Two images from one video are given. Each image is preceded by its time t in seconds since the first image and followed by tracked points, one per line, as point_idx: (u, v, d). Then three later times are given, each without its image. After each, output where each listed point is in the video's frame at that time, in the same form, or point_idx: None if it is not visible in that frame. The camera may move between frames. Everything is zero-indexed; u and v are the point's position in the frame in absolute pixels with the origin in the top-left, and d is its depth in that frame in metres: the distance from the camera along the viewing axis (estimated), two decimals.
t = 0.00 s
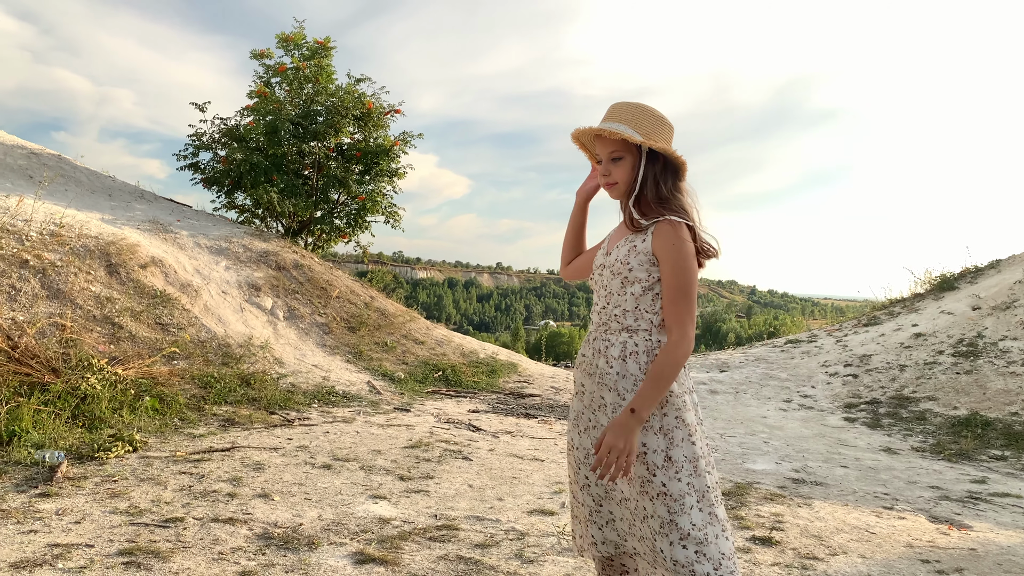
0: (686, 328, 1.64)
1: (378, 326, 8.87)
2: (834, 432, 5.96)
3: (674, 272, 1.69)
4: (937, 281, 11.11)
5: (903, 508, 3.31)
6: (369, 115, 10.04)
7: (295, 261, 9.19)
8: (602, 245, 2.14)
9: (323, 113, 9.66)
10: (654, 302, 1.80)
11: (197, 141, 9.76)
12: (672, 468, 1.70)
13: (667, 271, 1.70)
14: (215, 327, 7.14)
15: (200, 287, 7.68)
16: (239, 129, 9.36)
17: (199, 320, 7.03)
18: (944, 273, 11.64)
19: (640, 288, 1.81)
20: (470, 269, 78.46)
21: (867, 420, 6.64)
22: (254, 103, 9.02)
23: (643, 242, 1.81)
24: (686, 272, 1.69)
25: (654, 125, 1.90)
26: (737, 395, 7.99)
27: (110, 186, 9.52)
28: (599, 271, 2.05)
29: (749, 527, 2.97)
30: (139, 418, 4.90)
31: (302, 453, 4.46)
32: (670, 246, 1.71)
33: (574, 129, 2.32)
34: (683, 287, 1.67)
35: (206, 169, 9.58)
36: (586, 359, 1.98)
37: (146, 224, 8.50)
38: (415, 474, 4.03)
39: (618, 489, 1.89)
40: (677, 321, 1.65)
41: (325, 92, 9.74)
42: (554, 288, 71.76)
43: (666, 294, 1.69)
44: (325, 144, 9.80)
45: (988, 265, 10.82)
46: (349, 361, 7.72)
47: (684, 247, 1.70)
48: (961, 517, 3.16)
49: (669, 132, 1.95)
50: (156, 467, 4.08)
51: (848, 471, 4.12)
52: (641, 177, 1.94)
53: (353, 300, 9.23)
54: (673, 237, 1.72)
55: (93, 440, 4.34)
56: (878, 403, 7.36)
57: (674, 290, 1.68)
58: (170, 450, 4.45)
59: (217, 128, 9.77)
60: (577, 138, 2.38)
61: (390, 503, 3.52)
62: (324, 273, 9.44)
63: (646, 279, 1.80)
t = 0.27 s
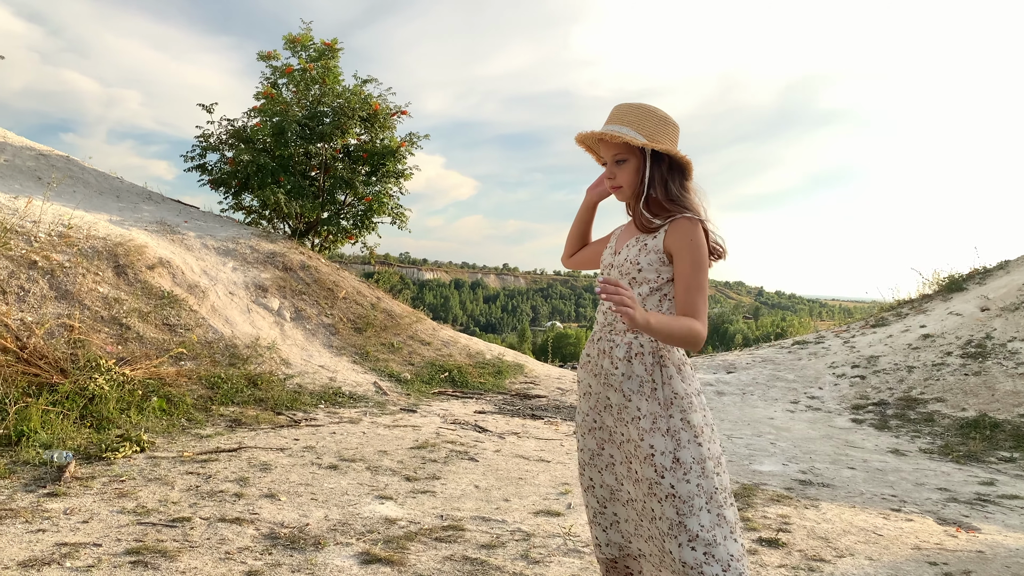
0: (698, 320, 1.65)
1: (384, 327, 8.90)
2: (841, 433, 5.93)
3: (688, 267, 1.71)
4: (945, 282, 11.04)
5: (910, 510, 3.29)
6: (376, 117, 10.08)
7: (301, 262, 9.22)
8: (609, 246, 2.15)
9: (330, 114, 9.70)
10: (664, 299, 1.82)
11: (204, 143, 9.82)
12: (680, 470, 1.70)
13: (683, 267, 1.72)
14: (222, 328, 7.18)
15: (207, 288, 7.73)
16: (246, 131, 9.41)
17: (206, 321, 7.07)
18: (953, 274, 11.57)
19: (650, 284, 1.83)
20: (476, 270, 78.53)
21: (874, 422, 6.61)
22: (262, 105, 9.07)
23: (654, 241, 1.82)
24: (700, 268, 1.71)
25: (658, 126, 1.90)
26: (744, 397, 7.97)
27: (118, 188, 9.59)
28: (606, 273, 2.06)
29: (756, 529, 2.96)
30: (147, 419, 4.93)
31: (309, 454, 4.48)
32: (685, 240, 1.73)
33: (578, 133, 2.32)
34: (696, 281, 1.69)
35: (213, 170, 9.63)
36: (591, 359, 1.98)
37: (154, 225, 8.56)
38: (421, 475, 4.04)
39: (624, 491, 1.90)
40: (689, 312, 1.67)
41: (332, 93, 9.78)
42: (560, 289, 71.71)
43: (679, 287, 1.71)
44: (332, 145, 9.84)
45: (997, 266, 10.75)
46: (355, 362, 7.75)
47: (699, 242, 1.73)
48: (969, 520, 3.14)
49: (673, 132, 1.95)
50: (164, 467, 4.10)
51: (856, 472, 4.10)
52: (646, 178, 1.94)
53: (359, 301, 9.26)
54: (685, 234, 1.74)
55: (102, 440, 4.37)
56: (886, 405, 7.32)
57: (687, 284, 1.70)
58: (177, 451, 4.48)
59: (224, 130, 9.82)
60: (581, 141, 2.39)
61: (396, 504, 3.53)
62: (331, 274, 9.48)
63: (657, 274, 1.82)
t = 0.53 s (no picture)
0: (709, 328, 1.68)
1: (391, 328, 8.92)
2: (849, 435, 5.91)
3: (696, 270, 1.71)
4: (954, 283, 10.98)
5: (919, 512, 3.28)
6: (382, 118, 10.12)
7: (309, 263, 9.27)
8: (616, 244, 2.16)
9: (337, 116, 9.75)
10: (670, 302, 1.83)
11: (212, 144, 9.88)
12: (688, 472, 1.70)
13: (690, 270, 1.72)
14: (230, 328, 7.22)
15: (215, 289, 7.77)
16: (254, 132, 9.46)
17: (214, 321, 7.11)
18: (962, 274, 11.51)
19: (657, 286, 1.83)
20: (481, 271, 78.60)
21: (882, 423, 6.58)
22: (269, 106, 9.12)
23: (660, 242, 1.83)
24: (707, 271, 1.71)
25: (666, 126, 1.91)
26: (751, 398, 7.95)
27: (126, 189, 9.65)
28: (613, 272, 2.07)
29: (763, 530, 2.96)
30: (155, 419, 4.97)
31: (316, 454, 4.51)
32: (692, 244, 1.73)
33: (587, 133, 2.33)
34: (704, 285, 1.70)
35: (221, 171, 9.69)
36: (597, 360, 1.99)
37: (162, 226, 8.62)
38: (428, 476, 4.06)
39: (631, 493, 1.90)
40: (700, 320, 1.69)
41: (339, 95, 9.82)
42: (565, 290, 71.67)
43: (687, 290, 1.72)
44: (339, 146, 9.89)
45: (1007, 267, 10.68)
46: (363, 363, 7.78)
47: (705, 244, 1.73)
48: (979, 522, 3.13)
49: (681, 132, 1.95)
50: (172, 467, 4.13)
51: (864, 474, 4.09)
52: (654, 178, 1.95)
53: (366, 301, 9.30)
54: (692, 237, 1.74)
55: (110, 440, 4.40)
56: (894, 406, 7.29)
57: (695, 288, 1.71)
58: (185, 451, 4.51)
59: (232, 131, 9.88)
60: (590, 140, 2.40)
61: (403, 504, 3.55)
62: (338, 275, 9.52)
63: (663, 277, 1.82)
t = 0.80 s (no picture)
0: (717, 333, 1.70)
1: (397, 329, 8.95)
2: (856, 437, 5.89)
3: (703, 273, 1.73)
4: (962, 285, 10.92)
5: (926, 515, 3.27)
6: (389, 120, 10.15)
7: (315, 265, 9.30)
8: (621, 247, 2.17)
9: (343, 118, 9.79)
10: (677, 306, 1.84)
11: (219, 146, 9.94)
12: (694, 475, 1.71)
13: (697, 274, 1.74)
14: (237, 330, 7.26)
15: (222, 291, 7.82)
16: (260, 134, 9.51)
17: (220, 323, 7.15)
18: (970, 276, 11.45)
19: (663, 291, 1.84)
20: (486, 273, 78.64)
21: (890, 426, 6.56)
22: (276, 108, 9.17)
23: (667, 245, 1.83)
24: (713, 275, 1.72)
25: (672, 129, 1.92)
26: (758, 400, 7.93)
27: (133, 191, 9.72)
28: (618, 275, 2.08)
29: (770, 533, 2.96)
30: (162, 420, 5.00)
31: (323, 456, 4.53)
32: (698, 248, 1.74)
33: (593, 136, 2.34)
34: (711, 289, 1.71)
35: (228, 173, 9.74)
36: (603, 363, 2.00)
37: (169, 228, 8.67)
38: (434, 478, 4.07)
39: (636, 496, 1.91)
40: (707, 325, 1.70)
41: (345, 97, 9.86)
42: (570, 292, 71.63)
43: (694, 294, 1.73)
44: (345, 148, 9.93)
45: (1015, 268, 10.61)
46: (369, 364, 7.80)
47: (712, 248, 1.74)
48: (987, 524, 3.12)
49: (687, 136, 1.96)
50: (179, 469, 4.16)
51: (871, 477, 4.08)
52: (660, 182, 1.95)
53: (372, 303, 9.33)
54: (699, 241, 1.75)
55: (118, 441, 4.43)
56: (902, 408, 7.26)
57: (701, 292, 1.72)
58: (192, 453, 4.54)
59: (238, 133, 9.93)
60: (595, 143, 2.40)
61: (409, 506, 3.56)
62: (344, 277, 9.55)
63: (670, 281, 1.83)
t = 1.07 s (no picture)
0: (721, 336, 1.70)
1: (401, 331, 8.96)
2: (861, 439, 5.88)
3: (707, 276, 1.73)
4: (967, 286, 10.88)
5: (931, 517, 3.26)
6: (392, 121, 10.17)
7: (319, 266, 9.33)
8: (624, 249, 2.17)
9: (347, 119, 9.81)
10: (681, 309, 1.84)
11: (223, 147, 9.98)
12: (700, 477, 1.71)
13: (701, 277, 1.74)
14: (241, 331, 7.28)
15: (226, 292, 7.84)
16: (264, 136, 9.54)
17: (225, 325, 7.17)
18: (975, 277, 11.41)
19: (667, 294, 1.84)
20: (489, 273, 78.67)
21: (894, 427, 6.54)
22: (280, 110, 9.20)
23: (671, 248, 1.83)
24: (718, 278, 1.72)
25: (675, 132, 1.92)
26: (762, 401, 7.92)
27: (138, 193, 9.76)
28: (622, 277, 2.08)
29: (774, 535, 2.95)
30: (166, 422, 5.01)
31: (327, 458, 4.54)
32: (702, 251, 1.75)
33: (596, 139, 2.34)
34: (716, 292, 1.71)
35: (232, 175, 9.78)
36: (607, 366, 2.00)
37: (173, 229, 8.70)
38: (438, 479, 4.08)
39: (641, 499, 1.91)
40: (711, 328, 1.71)
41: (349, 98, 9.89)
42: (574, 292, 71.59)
43: (699, 297, 1.73)
44: (349, 149, 9.95)
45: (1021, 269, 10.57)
46: (373, 366, 7.82)
47: (716, 252, 1.74)
48: (992, 527, 3.11)
49: (690, 139, 1.96)
50: (184, 471, 4.18)
51: (876, 479, 4.07)
52: (663, 185, 1.96)
53: (376, 304, 9.34)
54: (702, 244, 1.75)
55: (122, 443, 4.45)
56: (907, 410, 7.24)
57: (706, 295, 1.72)
58: (196, 454, 4.55)
59: (243, 135, 9.97)
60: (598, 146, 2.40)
61: (413, 508, 3.57)
62: (348, 278, 9.57)
63: (673, 284, 1.83)
